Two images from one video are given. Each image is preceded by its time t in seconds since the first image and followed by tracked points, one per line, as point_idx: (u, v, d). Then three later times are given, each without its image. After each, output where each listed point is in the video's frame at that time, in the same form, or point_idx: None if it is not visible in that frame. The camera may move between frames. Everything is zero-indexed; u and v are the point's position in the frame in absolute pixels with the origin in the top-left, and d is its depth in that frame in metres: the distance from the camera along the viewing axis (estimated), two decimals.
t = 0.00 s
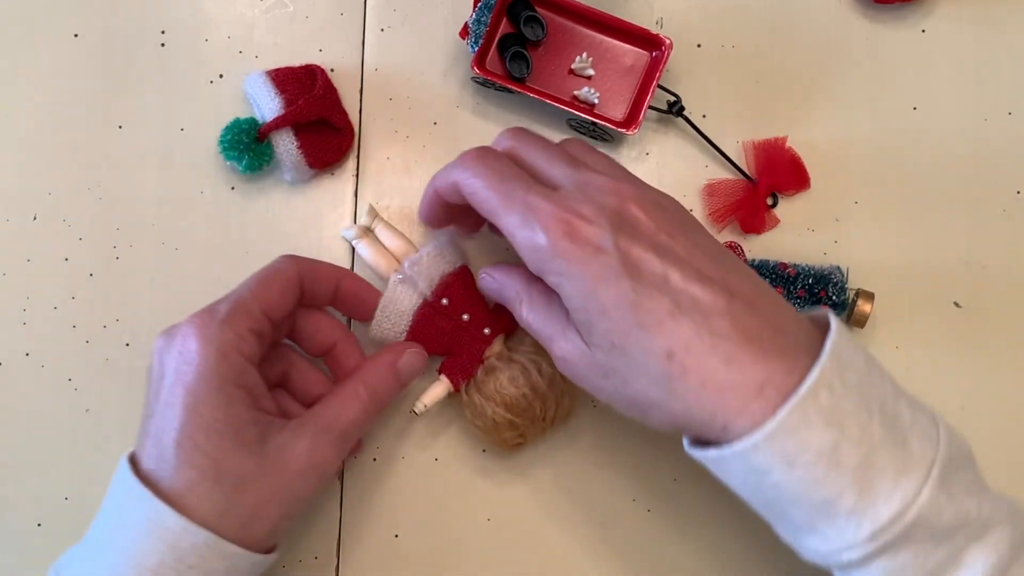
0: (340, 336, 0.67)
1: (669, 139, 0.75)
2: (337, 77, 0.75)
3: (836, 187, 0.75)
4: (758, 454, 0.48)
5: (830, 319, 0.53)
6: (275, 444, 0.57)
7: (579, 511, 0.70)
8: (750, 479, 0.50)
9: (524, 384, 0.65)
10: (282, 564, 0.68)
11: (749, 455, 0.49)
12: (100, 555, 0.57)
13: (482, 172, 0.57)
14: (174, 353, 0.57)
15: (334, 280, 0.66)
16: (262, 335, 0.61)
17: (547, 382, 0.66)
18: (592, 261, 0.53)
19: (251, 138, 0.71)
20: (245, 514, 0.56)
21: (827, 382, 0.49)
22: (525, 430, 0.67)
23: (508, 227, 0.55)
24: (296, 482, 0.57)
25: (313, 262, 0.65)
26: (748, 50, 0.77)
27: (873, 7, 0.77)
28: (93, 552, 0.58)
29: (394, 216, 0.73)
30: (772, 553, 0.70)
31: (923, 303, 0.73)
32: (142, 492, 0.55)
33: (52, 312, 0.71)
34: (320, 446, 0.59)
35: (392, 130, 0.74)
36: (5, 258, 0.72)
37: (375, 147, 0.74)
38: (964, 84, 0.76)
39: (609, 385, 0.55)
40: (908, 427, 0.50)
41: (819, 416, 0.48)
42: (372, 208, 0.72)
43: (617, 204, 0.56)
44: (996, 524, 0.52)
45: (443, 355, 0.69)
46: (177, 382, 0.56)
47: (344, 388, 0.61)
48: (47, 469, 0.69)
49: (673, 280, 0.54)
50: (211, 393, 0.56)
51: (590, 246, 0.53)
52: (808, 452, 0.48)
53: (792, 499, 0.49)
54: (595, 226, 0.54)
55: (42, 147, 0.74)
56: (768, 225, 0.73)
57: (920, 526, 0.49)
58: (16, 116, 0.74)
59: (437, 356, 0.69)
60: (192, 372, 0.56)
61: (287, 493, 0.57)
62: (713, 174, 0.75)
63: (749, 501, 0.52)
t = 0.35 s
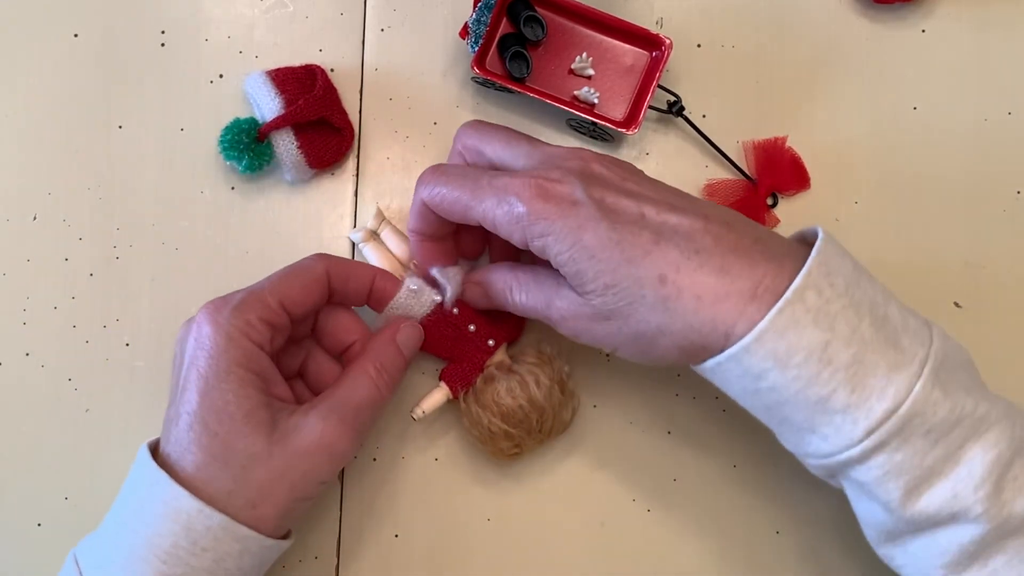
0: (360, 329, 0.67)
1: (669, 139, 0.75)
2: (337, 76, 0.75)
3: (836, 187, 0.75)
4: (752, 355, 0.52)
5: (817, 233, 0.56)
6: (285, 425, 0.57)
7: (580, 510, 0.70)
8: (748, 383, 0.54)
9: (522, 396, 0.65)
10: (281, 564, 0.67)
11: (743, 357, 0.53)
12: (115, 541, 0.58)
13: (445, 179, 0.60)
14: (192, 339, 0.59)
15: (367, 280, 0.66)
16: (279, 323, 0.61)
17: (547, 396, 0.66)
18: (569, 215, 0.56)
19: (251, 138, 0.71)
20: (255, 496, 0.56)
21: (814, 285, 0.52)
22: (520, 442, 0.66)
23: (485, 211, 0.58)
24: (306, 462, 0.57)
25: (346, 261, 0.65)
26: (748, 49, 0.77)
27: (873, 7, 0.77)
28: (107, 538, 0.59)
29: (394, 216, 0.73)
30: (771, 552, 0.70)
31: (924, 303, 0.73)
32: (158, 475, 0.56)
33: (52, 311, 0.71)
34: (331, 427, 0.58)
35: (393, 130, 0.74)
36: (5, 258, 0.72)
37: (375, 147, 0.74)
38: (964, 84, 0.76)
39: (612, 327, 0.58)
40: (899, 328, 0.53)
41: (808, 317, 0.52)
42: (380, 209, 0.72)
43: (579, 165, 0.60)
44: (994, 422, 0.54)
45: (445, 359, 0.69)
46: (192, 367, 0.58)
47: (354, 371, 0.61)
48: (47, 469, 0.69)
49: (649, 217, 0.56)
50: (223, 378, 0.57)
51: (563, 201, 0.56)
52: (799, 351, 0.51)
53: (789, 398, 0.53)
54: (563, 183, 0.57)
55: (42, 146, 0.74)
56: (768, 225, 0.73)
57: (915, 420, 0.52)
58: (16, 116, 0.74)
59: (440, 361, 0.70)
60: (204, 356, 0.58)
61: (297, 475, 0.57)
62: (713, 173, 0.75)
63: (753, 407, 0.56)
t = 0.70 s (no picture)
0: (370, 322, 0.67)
1: (669, 139, 0.75)
2: (337, 77, 0.75)
3: (836, 187, 0.75)
4: (758, 314, 0.53)
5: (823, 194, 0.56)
6: (295, 411, 0.57)
7: (580, 510, 0.70)
8: (755, 344, 0.54)
9: (510, 415, 0.65)
10: (281, 564, 0.67)
11: (750, 317, 0.53)
12: (127, 531, 0.58)
13: (441, 177, 0.62)
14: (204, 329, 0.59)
15: (379, 275, 0.66)
16: (290, 314, 0.61)
17: (535, 419, 0.65)
18: (567, 199, 0.57)
19: (252, 138, 0.71)
20: (266, 482, 0.56)
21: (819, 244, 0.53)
22: (506, 460, 0.66)
23: (483, 203, 0.60)
24: (316, 448, 0.56)
25: (359, 256, 0.65)
26: (748, 49, 0.77)
27: (873, 7, 0.77)
28: (118, 530, 0.59)
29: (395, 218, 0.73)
30: (771, 552, 0.70)
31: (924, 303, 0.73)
32: (171, 464, 0.56)
33: (51, 311, 0.71)
34: (340, 413, 0.57)
35: (393, 130, 0.74)
36: (5, 259, 0.72)
37: (375, 147, 0.74)
38: (965, 84, 0.76)
39: (623, 305, 0.58)
40: (907, 287, 0.53)
41: (814, 275, 0.52)
42: (399, 206, 0.72)
43: (573, 152, 0.61)
44: (1005, 378, 0.54)
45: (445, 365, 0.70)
46: (204, 356, 0.58)
47: (363, 358, 0.60)
48: (46, 470, 0.69)
49: (646, 191, 0.58)
50: (235, 365, 0.57)
51: (560, 185, 0.57)
52: (805, 309, 0.52)
53: (796, 357, 0.53)
54: (560, 168, 0.59)
55: (42, 146, 0.74)
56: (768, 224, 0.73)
57: (923, 376, 0.52)
58: (16, 116, 0.74)
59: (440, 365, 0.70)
60: (215, 344, 0.58)
61: (308, 461, 0.56)
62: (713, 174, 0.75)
63: (761, 370, 0.57)
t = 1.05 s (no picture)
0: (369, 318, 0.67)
1: (669, 139, 0.75)
2: (337, 76, 0.75)
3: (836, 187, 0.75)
4: (775, 296, 0.53)
5: (837, 173, 0.56)
6: (296, 407, 0.57)
7: (580, 510, 0.70)
8: (770, 327, 0.54)
9: (493, 428, 0.64)
10: (281, 564, 0.67)
11: (766, 299, 0.53)
12: (129, 530, 0.58)
13: (445, 182, 0.62)
14: (203, 325, 0.59)
15: (380, 274, 0.66)
16: (290, 311, 0.61)
17: (517, 434, 0.65)
18: (578, 183, 0.57)
19: (251, 138, 0.71)
20: (266, 478, 0.56)
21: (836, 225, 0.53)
22: (488, 469, 0.66)
23: (490, 199, 0.59)
24: (317, 443, 0.56)
25: (360, 253, 0.65)
26: (748, 49, 0.77)
27: (873, 7, 0.77)
28: (120, 529, 0.59)
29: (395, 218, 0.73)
30: (772, 551, 0.70)
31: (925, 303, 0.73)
32: (173, 461, 0.56)
33: (51, 312, 0.71)
34: (342, 408, 0.57)
35: (393, 130, 0.74)
36: (5, 259, 0.72)
37: (375, 147, 0.74)
38: (965, 83, 0.76)
39: (639, 286, 0.57)
40: (923, 267, 0.53)
41: (831, 257, 0.52)
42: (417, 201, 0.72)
43: (576, 140, 0.61)
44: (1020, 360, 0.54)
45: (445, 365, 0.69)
46: (204, 352, 0.58)
47: (364, 353, 0.60)
48: (46, 469, 0.69)
49: (657, 173, 0.57)
50: (236, 361, 0.57)
51: (568, 172, 0.57)
52: (822, 290, 0.52)
53: (812, 339, 0.53)
54: (566, 156, 0.59)
55: (42, 146, 0.74)
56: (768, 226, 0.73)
57: (939, 358, 0.52)
58: (17, 115, 0.74)
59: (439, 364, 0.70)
60: (215, 340, 0.57)
61: (309, 456, 0.56)
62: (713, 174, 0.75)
63: (775, 352, 0.57)
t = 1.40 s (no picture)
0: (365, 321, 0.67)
1: (669, 139, 0.75)
2: (337, 77, 0.75)
3: (835, 187, 0.75)
4: (753, 341, 0.52)
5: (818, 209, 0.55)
6: (295, 407, 0.57)
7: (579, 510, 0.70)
8: (750, 369, 0.54)
9: (490, 435, 0.65)
10: (281, 564, 0.67)
11: (744, 344, 0.52)
12: (130, 532, 0.58)
13: (433, 189, 0.60)
14: (197, 326, 0.59)
15: (378, 281, 0.66)
16: (284, 313, 0.61)
17: (512, 441, 0.65)
18: (559, 209, 0.55)
19: (251, 138, 0.71)
20: (267, 478, 0.56)
21: (814, 269, 0.52)
22: (485, 475, 0.66)
23: (472, 214, 0.58)
24: (317, 444, 0.56)
25: (356, 258, 0.65)
26: (748, 49, 0.77)
27: (873, 7, 0.77)
28: (122, 530, 0.59)
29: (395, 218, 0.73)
30: (771, 552, 0.70)
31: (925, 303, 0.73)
32: (174, 462, 0.56)
33: (51, 312, 0.71)
34: (342, 408, 0.57)
35: (393, 130, 0.74)
36: (4, 258, 0.72)
37: (375, 147, 0.74)
38: (965, 83, 0.76)
39: (615, 322, 0.56)
40: (903, 307, 0.53)
41: (810, 302, 0.51)
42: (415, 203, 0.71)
43: (563, 159, 0.59)
44: (999, 396, 0.54)
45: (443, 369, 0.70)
46: (199, 353, 0.58)
47: (364, 357, 0.60)
48: (47, 469, 0.69)
49: (639, 204, 0.56)
50: (231, 362, 0.57)
51: (551, 195, 0.56)
52: (800, 336, 0.51)
53: (792, 382, 0.53)
54: (552, 177, 0.57)
55: (42, 146, 0.74)
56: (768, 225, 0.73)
57: (919, 400, 0.51)
58: (17, 115, 0.74)
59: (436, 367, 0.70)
60: (210, 341, 0.58)
61: (309, 457, 0.56)
62: (713, 174, 0.75)
63: (755, 392, 0.56)
